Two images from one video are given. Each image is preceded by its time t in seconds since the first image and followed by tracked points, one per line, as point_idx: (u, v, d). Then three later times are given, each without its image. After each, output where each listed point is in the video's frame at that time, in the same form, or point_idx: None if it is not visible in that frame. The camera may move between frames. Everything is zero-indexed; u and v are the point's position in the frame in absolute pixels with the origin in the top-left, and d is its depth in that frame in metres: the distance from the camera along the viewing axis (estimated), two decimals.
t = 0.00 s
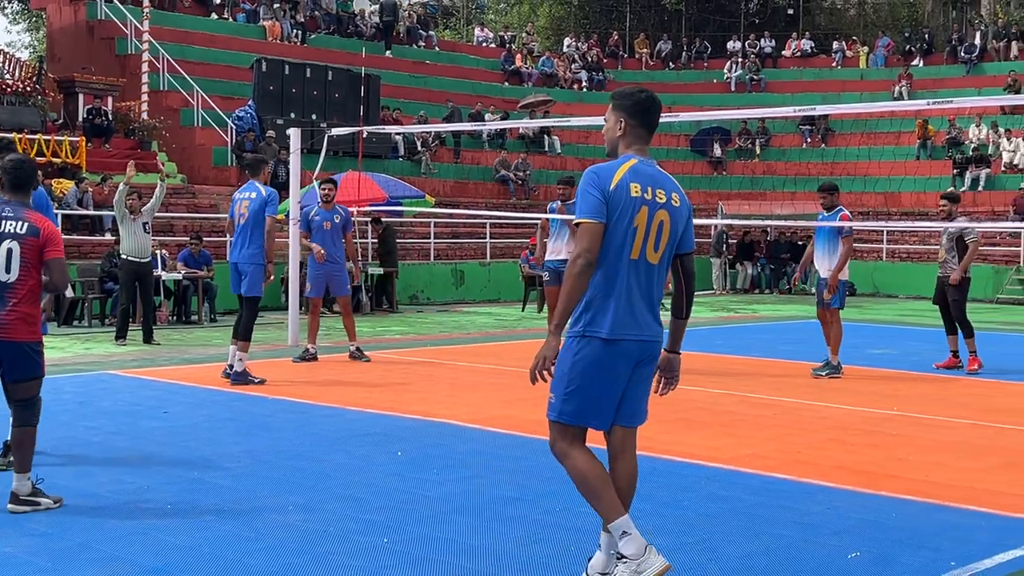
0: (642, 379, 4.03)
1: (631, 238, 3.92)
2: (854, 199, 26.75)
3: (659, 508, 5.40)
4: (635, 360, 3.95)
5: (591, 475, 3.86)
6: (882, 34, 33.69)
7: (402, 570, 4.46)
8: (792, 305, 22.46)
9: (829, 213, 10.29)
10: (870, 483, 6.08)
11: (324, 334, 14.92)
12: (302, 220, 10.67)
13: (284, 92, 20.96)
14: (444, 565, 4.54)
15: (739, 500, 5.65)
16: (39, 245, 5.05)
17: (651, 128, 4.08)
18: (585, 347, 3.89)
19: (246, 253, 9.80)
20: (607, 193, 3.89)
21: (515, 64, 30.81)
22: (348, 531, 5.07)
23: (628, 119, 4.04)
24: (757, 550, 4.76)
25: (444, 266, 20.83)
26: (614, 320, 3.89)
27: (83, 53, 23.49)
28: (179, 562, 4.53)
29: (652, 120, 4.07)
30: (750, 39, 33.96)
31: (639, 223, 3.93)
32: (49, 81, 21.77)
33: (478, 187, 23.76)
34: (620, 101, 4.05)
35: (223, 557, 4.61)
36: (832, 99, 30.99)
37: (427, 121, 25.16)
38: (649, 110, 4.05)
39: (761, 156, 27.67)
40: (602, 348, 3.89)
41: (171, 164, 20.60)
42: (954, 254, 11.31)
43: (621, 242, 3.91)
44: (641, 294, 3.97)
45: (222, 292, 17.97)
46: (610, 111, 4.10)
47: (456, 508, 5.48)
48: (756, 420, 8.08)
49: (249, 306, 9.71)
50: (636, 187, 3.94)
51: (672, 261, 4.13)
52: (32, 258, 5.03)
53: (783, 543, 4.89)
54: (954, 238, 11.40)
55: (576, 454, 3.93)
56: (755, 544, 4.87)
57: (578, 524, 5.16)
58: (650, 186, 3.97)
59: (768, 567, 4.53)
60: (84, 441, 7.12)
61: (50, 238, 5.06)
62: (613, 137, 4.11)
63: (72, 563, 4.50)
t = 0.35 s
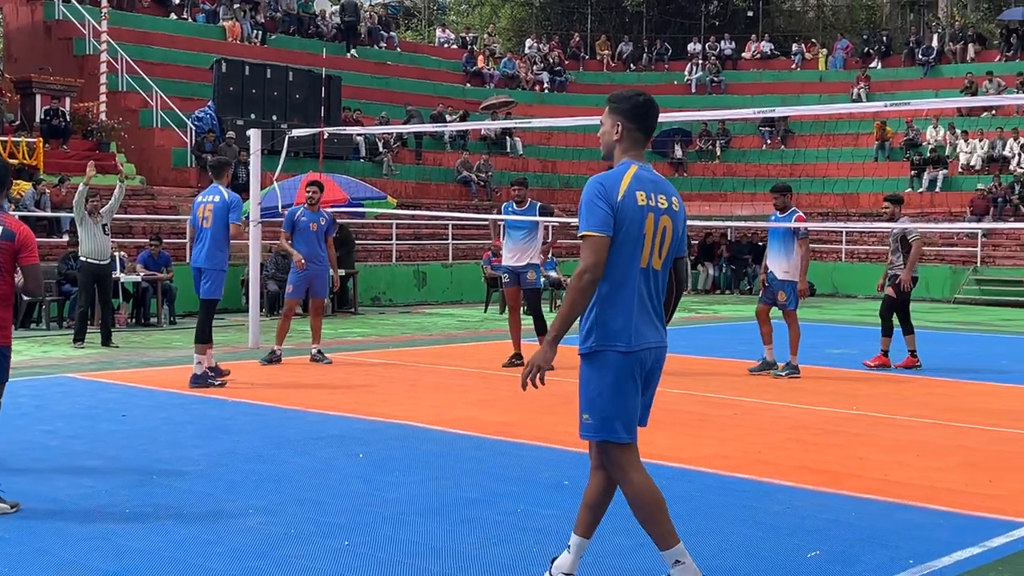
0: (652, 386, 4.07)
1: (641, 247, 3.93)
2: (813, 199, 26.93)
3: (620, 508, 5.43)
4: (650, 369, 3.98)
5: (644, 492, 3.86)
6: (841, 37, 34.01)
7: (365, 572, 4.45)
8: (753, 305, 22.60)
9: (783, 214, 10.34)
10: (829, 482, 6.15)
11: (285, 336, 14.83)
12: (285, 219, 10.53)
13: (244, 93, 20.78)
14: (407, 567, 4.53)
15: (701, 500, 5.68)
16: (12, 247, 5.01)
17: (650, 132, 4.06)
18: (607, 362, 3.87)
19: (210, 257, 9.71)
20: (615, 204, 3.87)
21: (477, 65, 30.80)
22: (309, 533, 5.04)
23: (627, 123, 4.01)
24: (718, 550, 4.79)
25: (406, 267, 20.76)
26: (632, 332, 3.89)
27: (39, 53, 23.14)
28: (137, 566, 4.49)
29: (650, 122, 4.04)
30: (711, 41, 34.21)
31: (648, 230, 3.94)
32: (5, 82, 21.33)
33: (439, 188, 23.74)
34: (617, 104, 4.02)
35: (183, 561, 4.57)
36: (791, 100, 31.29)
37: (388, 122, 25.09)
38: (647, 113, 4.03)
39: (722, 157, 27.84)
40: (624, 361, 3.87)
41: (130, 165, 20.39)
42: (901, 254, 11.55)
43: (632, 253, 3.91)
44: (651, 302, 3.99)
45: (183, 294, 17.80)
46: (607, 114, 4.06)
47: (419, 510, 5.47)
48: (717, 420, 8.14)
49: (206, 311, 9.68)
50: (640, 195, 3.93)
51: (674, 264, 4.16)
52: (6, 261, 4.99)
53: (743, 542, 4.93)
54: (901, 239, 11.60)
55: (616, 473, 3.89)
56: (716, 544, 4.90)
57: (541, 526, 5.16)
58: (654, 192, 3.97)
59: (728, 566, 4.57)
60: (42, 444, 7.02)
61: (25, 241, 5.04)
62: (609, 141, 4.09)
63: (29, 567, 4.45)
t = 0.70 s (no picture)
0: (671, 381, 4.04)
1: (650, 244, 3.88)
2: (771, 203, 26.76)
3: (581, 510, 5.40)
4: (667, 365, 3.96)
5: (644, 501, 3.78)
6: (798, 40, 34.29)
7: None
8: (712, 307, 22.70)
9: (725, 217, 10.45)
10: (787, 482, 6.16)
11: (244, 339, 14.65)
12: (255, 222, 10.36)
13: (201, 95, 20.51)
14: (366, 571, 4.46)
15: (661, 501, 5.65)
16: None
17: (641, 127, 4.00)
18: (629, 363, 3.83)
19: (170, 259, 9.54)
20: (621, 204, 3.80)
21: (437, 67, 30.72)
22: (268, 538, 4.95)
23: (616, 120, 3.96)
24: (677, 551, 4.77)
25: (366, 269, 20.62)
26: (649, 330, 3.85)
27: None
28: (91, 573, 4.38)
29: (641, 118, 3.99)
30: (670, 43, 34.37)
31: (654, 226, 3.89)
32: None
33: (399, 190, 23.62)
34: (607, 101, 4.00)
35: (139, 568, 4.46)
36: (749, 102, 31.52)
37: (348, 123, 24.95)
38: (636, 111, 3.97)
39: (681, 159, 28.10)
40: (643, 360, 3.84)
41: (86, 167, 20.09)
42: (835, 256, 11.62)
43: (642, 250, 3.86)
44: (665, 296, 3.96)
45: (140, 298, 17.55)
46: (597, 109, 4.03)
47: (379, 514, 5.40)
48: (676, 421, 8.13)
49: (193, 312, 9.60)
50: (642, 191, 3.87)
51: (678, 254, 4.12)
52: None
53: (704, 543, 4.90)
54: (835, 241, 11.67)
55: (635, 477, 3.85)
56: (676, 545, 4.88)
57: (502, 529, 5.11)
58: (653, 186, 3.91)
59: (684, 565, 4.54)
60: None
61: None
62: (599, 138, 4.04)
63: None
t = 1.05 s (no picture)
0: (657, 385, 4.03)
1: (635, 246, 3.88)
2: (729, 206, 27.11)
3: (541, 513, 5.35)
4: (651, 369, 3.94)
5: (614, 503, 3.78)
6: (757, 44, 34.50)
7: None
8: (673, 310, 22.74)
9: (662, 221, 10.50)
10: (747, 483, 6.15)
11: (203, 344, 14.46)
12: (210, 229, 10.26)
13: (159, 98, 20.28)
14: None
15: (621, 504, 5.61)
16: None
17: (630, 132, 3.99)
18: (610, 364, 3.82)
19: (131, 263, 9.39)
20: (606, 205, 3.80)
21: (397, 70, 30.58)
22: (227, 544, 4.85)
23: (601, 124, 3.96)
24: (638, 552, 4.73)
25: (326, 273, 20.45)
26: (630, 333, 3.85)
27: None
28: None
29: (630, 122, 3.96)
30: (629, 47, 34.45)
31: (640, 228, 3.89)
32: None
33: (360, 194, 23.43)
34: (595, 105, 3.96)
35: None
36: (708, 106, 31.71)
37: (307, 127, 24.76)
38: (625, 113, 3.95)
39: (641, 163, 28.35)
40: (624, 363, 3.83)
41: (42, 171, 19.76)
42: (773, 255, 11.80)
43: (628, 252, 3.86)
44: (651, 300, 3.95)
45: (97, 303, 17.28)
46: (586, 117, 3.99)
47: (340, 519, 5.31)
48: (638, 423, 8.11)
49: (157, 313, 9.49)
50: (629, 193, 3.87)
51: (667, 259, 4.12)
52: None
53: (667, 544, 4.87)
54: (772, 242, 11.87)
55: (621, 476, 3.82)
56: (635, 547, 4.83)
57: (461, 533, 5.04)
58: (640, 189, 3.91)
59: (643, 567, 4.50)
60: None
61: None
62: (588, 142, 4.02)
63: None
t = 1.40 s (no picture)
0: (657, 393, 3.98)
1: (627, 251, 3.91)
2: (693, 210, 27.23)
3: (507, 518, 5.28)
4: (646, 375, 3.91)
5: (591, 502, 3.76)
6: (719, 49, 34.69)
7: None
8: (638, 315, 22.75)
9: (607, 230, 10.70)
10: (713, 486, 6.13)
11: (165, 351, 14.26)
12: (164, 236, 10.11)
13: (121, 104, 19.38)
14: None
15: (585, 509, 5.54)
16: None
17: (639, 141, 4.07)
18: (598, 365, 3.84)
19: (96, 270, 9.24)
20: (598, 209, 3.88)
21: (360, 75, 30.46)
22: (190, 552, 4.75)
23: (613, 129, 4.02)
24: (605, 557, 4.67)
25: (290, 279, 20.26)
26: (620, 334, 3.85)
27: None
28: None
29: (641, 132, 4.05)
30: (593, 52, 34.52)
31: (633, 234, 3.93)
32: None
33: (324, 199, 23.26)
34: (608, 112, 4.03)
35: None
36: (672, 111, 31.84)
37: (270, 132, 24.57)
38: (636, 120, 4.02)
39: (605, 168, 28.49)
40: (612, 364, 3.84)
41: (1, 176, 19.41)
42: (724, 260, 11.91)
43: (619, 257, 3.90)
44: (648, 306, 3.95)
45: (59, 309, 17.01)
46: (597, 122, 4.07)
47: (304, 525, 5.23)
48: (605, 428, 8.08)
49: (121, 320, 9.34)
50: (625, 200, 3.93)
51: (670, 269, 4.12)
52: None
53: (633, 547, 4.83)
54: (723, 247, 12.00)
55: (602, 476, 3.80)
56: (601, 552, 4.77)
57: (427, 539, 4.96)
58: (638, 197, 3.96)
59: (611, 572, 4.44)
60: None
61: None
62: (599, 149, 4.08)
63: None
